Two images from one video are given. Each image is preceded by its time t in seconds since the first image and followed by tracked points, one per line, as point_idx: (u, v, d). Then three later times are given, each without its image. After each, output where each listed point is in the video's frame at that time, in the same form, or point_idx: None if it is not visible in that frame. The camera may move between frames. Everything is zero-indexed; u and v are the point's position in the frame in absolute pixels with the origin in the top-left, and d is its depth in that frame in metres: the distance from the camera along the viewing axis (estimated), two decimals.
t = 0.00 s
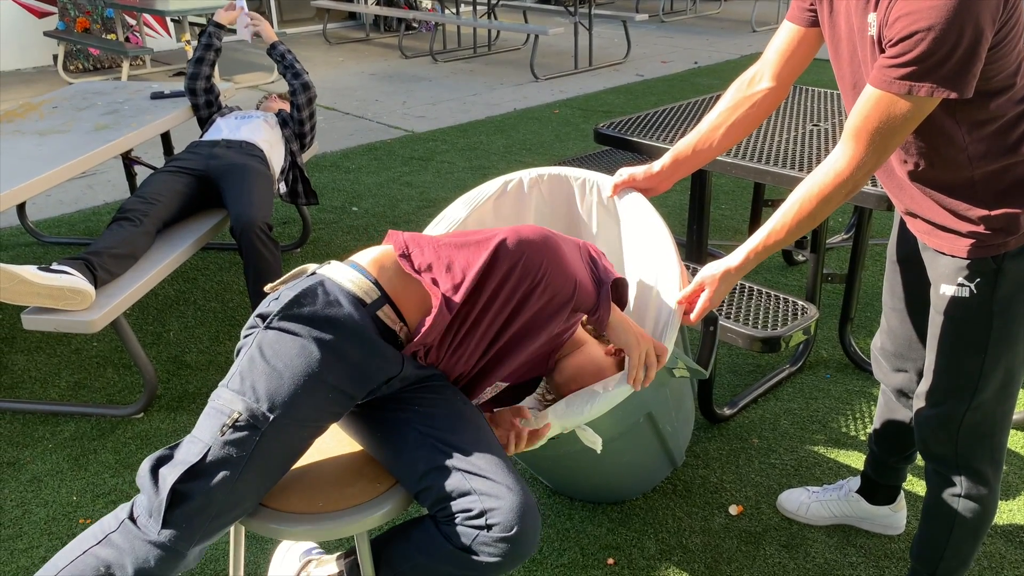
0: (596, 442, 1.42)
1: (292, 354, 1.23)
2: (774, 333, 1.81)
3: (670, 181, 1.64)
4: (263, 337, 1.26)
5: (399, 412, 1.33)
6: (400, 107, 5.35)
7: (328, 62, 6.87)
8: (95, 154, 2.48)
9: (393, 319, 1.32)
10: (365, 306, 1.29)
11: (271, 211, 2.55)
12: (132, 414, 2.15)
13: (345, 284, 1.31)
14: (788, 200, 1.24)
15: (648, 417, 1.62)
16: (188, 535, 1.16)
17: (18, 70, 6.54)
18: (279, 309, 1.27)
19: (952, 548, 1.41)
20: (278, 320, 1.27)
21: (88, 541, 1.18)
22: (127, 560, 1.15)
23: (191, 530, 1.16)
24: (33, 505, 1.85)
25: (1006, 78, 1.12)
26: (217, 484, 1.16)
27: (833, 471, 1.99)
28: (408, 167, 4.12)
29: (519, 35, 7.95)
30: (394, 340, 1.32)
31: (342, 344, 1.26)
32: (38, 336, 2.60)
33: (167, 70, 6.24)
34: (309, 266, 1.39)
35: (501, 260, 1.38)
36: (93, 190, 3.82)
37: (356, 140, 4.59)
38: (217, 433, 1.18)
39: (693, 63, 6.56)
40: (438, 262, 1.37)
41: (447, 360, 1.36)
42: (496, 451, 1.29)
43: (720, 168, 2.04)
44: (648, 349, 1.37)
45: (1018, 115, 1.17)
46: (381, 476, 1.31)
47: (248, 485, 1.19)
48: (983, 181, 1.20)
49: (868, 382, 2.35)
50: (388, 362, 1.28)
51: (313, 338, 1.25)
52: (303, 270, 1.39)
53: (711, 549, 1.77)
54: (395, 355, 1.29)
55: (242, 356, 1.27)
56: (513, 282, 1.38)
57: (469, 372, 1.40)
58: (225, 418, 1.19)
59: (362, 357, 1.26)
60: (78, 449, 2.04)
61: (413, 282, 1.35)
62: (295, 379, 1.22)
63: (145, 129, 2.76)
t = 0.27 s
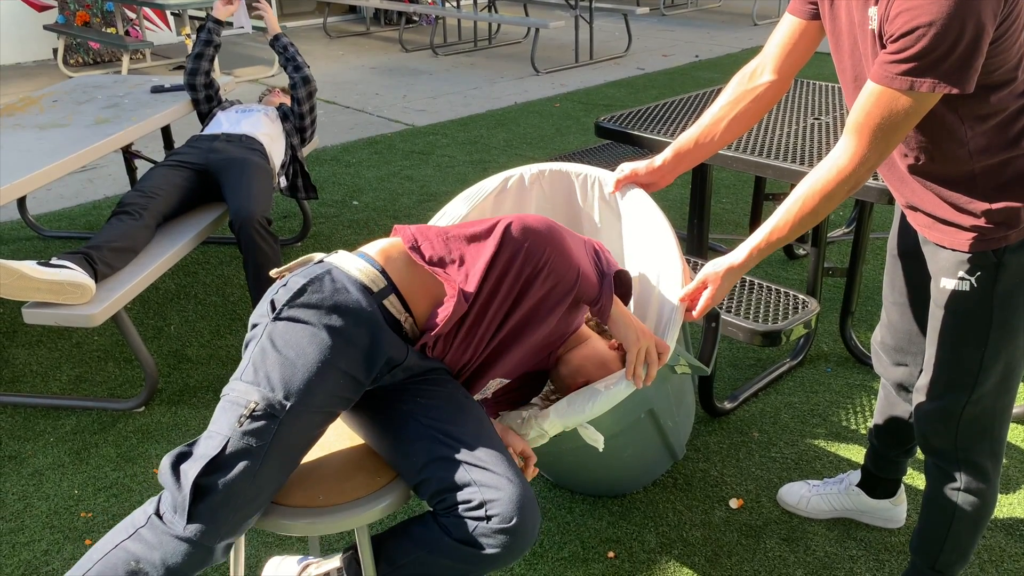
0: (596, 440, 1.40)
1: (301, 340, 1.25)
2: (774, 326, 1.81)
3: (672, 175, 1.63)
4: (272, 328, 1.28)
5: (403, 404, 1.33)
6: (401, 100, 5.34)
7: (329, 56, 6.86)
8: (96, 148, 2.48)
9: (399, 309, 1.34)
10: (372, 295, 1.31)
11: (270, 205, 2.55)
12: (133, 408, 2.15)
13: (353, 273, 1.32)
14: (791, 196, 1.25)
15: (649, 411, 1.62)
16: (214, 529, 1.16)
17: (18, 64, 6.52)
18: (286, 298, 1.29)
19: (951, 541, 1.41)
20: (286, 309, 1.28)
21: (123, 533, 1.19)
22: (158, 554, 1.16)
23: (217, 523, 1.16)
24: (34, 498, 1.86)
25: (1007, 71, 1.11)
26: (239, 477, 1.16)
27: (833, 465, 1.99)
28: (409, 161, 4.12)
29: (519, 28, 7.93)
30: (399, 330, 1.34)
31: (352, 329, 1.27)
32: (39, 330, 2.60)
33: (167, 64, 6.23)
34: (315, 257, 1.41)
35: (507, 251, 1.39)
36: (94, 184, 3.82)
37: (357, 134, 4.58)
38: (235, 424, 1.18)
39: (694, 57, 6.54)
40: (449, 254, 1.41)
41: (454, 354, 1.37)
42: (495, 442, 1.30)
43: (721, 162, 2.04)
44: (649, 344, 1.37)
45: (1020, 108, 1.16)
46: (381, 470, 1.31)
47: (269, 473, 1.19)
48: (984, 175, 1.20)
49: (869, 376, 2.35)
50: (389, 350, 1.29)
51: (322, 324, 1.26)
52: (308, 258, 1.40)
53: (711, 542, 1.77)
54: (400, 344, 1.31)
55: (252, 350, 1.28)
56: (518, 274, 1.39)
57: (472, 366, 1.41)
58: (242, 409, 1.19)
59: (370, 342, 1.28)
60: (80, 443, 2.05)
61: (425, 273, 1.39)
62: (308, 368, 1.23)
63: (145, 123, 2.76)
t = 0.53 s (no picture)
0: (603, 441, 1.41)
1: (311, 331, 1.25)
2: (774, 321, 1.81)
3: (670, 171, 1.62)
4: (286, 322, 1.27)
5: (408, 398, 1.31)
6: (400, 94, 5.33)
7: (328, 49, 6.84)
8: (95, 142, 2.48)
9: (408, 301, 1.35)
10: (382, 286, 1.32)
11: (267, 198, 2.54)
12: (133, 402, 2.15)
13: (361, 265, 1.34)
14: (791, 194, 1.25)
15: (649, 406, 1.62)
16: (244, 520, 1.13)
17: (17, 57, 6.51)
18: (297, 292, 1.29)
19: (950, 535, 1.41)
20: (298, 304, 1.28)
21: (155, 529, 1.15)
22: (189, 549, 1.12)
23: (246, 514, 1.13)
24: (35, 492, 1.86)
25: (1008, 65, 1.11)
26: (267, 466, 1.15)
27: (832, 459, 2.00)
28: (408, 155, 4.11)
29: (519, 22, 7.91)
30: (410, 322, 1.35)
31: (365, 320, 1.28)
32: (38, 324, 2.60)
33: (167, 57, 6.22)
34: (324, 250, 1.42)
35: (514, 249, 1.42)
36: (93, 177, 3.81)
37: (357, 128, 4.58)
38: (257, 416, 1.17)
39: (695, 50, 6.52)
40: (458, 251, 1.44)
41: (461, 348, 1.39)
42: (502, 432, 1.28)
43: (720, 156, 2.04)
44: (654, 345, 1.38)
45: (1021, 102, 1.16)
46: (382, 462, 1.27)
47: (294, 463, 1.17)
48: (984, 169, 1.20)
49: (869, 370, 2.35)
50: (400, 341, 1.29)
51: (335, 315, 1.26)
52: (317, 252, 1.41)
53: (711, 536, 1.77)
54: (411, 333, 1.31)
55: (264, 343, 1.27)
56: (524, 271, 1.42)
57: (477, 361, 1.41)
58: (264, 401, 1.18)
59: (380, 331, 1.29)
60: (80, 436, 2.05)
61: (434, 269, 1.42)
62: (326, 358, 1.22)
63: (144, 116, 2.75)
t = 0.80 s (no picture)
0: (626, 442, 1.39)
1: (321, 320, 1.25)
2: (774, 314, 1.81)
3: (678, 169, 1.62)
4: (301, 304, 1.29)
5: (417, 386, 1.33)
6: (399, 88, 5.31)
7: (326, 43, 6.82)
8: (93, 135, 2.47)
9: (420, 289, 1.36)
10: (395, 274, 1.33)
11: (269, 191, 2.54)
12: (133, 396, 2.15)
13: (377, 256, 1.35)
14: (803, 193, 1.22)
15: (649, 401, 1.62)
16: (256, 486, 1.14)
17: (14, 50, 6.49)
18: (313, 275, 1.31)
19: (948, 529, 1.42)
20: (313, 287, 1.30)
21: (177, 493, 1.20)
22: (208, 510, 1.15)
23: (256, 477, 1.14)
24: (34, 486, 1.86)
25: (1013, 58, 1.10)
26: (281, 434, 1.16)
27: (831, 452, 2.00)
28: (407, 149, 4.11)
29: (519, 16, 7.88)
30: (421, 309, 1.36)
31: (379, 303, 1.29)
32: (37, 318, 2.60)
33: (165, 51, 6.20)
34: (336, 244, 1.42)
35: (528, 247, 1.42)
36: (91, 171, 3.81)
37: (355, 122, 4.57)
38: (268, 384, 1.18)
39: (694, 45, 6.51)
40: (471, 249, 1.43)
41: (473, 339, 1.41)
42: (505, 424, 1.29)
43: (720, 150, 2.04)
44: (672, 343, 1.38)
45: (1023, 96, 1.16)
46: (382, 455, 1.26)
47: (305, 430, 1.18)
48: (985, 163, 1.20)
49: (867, 364, 2.36)
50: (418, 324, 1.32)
51: (349, 296, 1.28)
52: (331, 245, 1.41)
53: (710, 530, 1.78)
54: (424, 318, 1.33)
55: (281, 324, 1.29)
56: (539, 269, 1.42)
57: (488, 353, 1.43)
58: (275, 370, 1.20)
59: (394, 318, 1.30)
60: (79, 430, 2.05)
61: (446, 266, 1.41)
62: (337, 334, 1.23)
63: (143, 110, 2.74)
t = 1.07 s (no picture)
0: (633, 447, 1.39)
1: (327, 316, 1.25)
2: (773, 310, 1.81)
3: (689, 168, 1.58)
4: (312, 287, 1.33)
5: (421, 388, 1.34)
6: (398, 81, 5.30)
7: (325, 37, 6.81)
8: (91, 129, 2.46)
9: (433, 287, 1.38)
10: (408, 270, 1.35)
11: (268, 186, 2.54)
12: (131, 390, 2.15)
13: (393, 250, 1.37)
14: (812, 194, 1.20)
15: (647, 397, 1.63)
16: (244, 453, 1.15)
17: (12, 43, 6.47)
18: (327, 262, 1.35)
19: (945, 525, 1.42)
20: (325, 273, 1.34)
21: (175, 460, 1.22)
22: (193, 474, 1.16)
23: (241, 442, 1.15)
24: (33, 479, 1.86)
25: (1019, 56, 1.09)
26: (272, 406, 1.18)
27: (829, 447, 2.01)
28: (406, 143, 4.10)
29: (518, 9, 7.87)
30: (433, 307, 1.38)
31: (384, 294, 1.31)
32: (35, 312, 2.59)
33: (163, 44, 6.18)
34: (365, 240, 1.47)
35: (540, 243, 1.44)
36: (90, 165, 3.80)
37: (354, 115, 4.56)
38: (264, 353, 1.22)
39: (694, 39, 6.50)
40: (488, 245, 1.45)
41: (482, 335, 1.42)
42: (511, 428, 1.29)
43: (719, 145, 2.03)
44: (678, 346, 1.36)
45: None
46: (379, 450, 1.26)
47: (294, 401, 1.19)
48: (988, 161, 1.19)
49: (866, 359, 2.36)
50: (422, 323, 1.32)
51: (357, 283, 1.30)
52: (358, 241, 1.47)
53: (708, 524, 1.78)
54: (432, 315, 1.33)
55: (293, 303, 1.33)
56: (551, 265, 1.43)
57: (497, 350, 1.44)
58: (272, 342, 1.23)
59: (399, 314, 1.31)
60: (78, 424, 2.05)
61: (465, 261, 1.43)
62: (338, 315, 1.26)
63: (141, 103, 2.73)
